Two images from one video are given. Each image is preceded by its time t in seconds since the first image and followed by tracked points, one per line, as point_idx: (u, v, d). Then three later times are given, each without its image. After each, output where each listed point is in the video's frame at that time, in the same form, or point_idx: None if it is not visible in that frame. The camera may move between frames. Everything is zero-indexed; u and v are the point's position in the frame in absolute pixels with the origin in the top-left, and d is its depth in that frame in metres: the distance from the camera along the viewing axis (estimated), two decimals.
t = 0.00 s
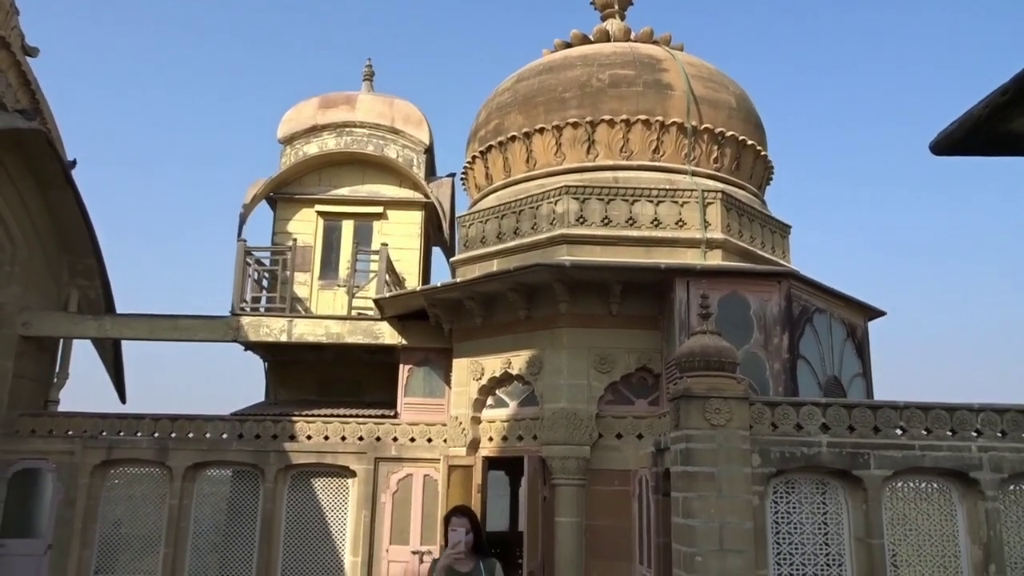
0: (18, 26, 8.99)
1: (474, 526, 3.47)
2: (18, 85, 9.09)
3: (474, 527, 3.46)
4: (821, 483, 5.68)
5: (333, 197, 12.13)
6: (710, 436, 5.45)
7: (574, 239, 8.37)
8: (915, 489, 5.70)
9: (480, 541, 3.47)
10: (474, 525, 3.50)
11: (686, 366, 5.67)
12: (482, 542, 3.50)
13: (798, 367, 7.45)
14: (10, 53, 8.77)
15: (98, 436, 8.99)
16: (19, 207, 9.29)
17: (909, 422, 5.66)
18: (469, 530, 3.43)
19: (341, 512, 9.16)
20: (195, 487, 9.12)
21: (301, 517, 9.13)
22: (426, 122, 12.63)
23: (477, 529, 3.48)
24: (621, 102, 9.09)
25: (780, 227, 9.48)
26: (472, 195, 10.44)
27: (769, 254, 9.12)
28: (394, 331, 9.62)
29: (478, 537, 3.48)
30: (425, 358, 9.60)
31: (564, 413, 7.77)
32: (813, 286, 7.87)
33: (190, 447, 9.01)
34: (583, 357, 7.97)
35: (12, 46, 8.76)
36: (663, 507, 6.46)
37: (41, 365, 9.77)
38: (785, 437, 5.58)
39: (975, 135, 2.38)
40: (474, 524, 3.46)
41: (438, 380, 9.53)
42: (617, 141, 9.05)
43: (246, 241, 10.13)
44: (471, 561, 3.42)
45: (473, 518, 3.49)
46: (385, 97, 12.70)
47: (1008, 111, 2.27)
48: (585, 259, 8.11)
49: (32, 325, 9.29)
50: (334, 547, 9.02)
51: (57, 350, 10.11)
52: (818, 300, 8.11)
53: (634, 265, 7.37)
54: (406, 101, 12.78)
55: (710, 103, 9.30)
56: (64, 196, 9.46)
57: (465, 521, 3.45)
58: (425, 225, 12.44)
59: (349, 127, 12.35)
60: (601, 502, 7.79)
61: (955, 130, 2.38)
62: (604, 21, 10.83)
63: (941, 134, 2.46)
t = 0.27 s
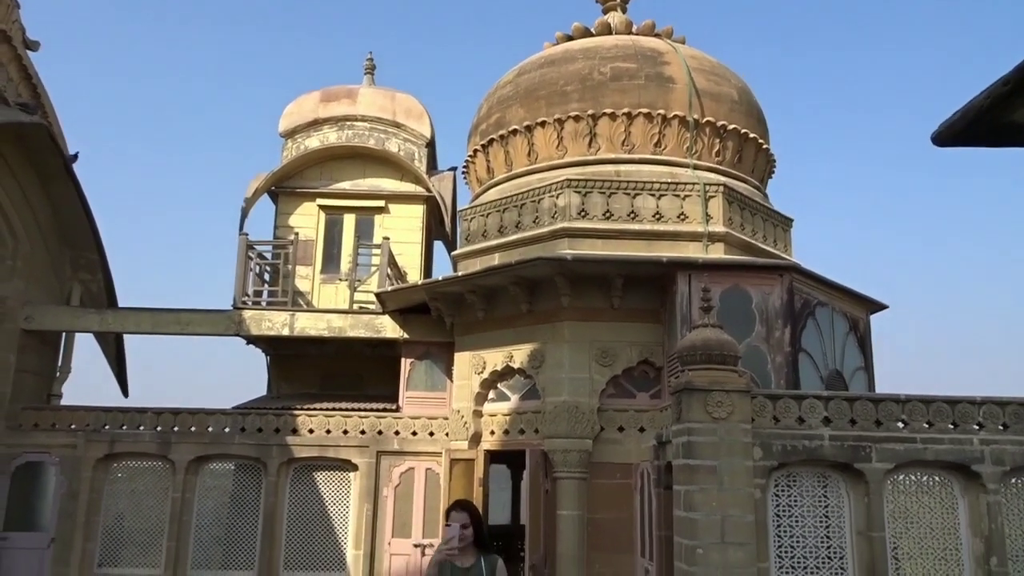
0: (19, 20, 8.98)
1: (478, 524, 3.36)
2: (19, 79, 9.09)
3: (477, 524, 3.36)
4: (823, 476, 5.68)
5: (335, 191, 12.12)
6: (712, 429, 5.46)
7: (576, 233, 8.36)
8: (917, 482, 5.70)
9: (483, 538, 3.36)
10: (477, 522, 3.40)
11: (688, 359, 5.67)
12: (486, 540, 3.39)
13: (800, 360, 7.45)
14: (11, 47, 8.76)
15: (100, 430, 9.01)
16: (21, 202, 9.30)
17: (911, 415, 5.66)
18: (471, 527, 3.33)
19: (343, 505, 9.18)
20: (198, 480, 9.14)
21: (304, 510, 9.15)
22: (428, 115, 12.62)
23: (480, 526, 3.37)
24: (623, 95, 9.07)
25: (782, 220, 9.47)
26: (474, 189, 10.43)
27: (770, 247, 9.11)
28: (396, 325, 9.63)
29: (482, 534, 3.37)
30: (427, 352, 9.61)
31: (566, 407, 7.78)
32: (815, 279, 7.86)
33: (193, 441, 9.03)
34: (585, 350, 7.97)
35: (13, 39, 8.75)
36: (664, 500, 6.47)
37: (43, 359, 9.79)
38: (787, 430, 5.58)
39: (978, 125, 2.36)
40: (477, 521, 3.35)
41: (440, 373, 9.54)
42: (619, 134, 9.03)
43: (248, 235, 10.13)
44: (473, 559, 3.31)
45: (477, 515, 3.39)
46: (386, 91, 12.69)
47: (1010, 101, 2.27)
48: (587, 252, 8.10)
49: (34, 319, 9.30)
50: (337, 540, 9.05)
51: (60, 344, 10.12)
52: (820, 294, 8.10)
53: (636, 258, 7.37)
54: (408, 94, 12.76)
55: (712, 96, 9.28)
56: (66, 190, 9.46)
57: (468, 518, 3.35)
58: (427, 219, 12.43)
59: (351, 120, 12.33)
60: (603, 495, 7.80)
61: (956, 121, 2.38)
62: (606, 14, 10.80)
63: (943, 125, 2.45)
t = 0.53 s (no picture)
0: (20, 13, 8.97)
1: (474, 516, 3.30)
2: (20, 72, 9.09)
3: (474, 516, 3.30)
4: (824, 468, 5.69)
5: (336, 184, 12.12)
6: (713, 421, 5.46)
7: (577, 225, 8.35)
8: (918, 474, 5.71)
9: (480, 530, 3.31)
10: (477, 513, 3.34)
11: (689, 352, 5.67)
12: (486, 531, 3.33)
13: (801, 352, 7.45)
14: (12, 40, 8.75)
15: (103, 423, 9.04)
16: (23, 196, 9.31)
17: (912, 407, 5.67)
18: (466, 520, 3.28)
19: (346, 497, 9.22)
20: (201, 473, 9.18)
21: (307, 503, 9.19)
22: (430, 108, 12.60)
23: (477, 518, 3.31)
24: (624, 87, 9.05)
25: (784, 212, 9.46)
26: (475, 182, 10.42)
27: (772, 239, 9.10)
28: (398, 317, 9.64)
29: (480, 526, 3.32)
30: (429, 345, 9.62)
31: (568, 399, 7.79)
32: (817, 271, 7.86)
33: (196, 433, 9.06)
34: (586, 343, 7.97)
35: (14, 33, 8.74)
36: (666, 492, 6.48)
37: (47, 352, 9.81)
38: (788, 422, 5.59)
39: (977, 116, 2.37)
40: (473, 513, 3.29)
41: (442, 365, 9.55)
42: (620, 127, 9.02)
43: (250, 228, 10.14)
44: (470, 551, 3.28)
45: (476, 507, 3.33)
46: (387, 83, 12.67)
47: (1010, 91, 2.27)
48: (588, 245, 8.10)
49: (37, 313, 9.32)
50: (340, 532, 9.09)
51: (62, 338, 10.15)
52: (822, 286, 8.10)
53: (638, 250, 7.36)
54: (409, 87, 12.74)
55: (714, 88, 9.26)
56: (68, 183, 9.46)
57: (463, 510, 3.29)
58: (429, 212, 12.43)
59: (352, 113, 12.32)
60: (605, 487, 7.82)
61: (957, 111, 2.38)
62: (607, 6, 10.77)
63: (943, 116, 2.46)
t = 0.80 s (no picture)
0: (19, 6, 8.94)
1: (461, 510, 3.15)
2: (19, 65, 9.07)
3: (461, 511, 3.15)
4: (825, 459, 5.70)
5: (337, 177, 12.10)
6: (714, 413, 5.47)
7: (578, 217, 8.34)
8: (919, 465, 5.71)
9: (470, 525, 3.17)
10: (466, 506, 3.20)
11: (690, 343, 5.67)
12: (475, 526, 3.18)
13: (802, 344, 7.45)
14: (11, 33, 8.73)
15: (105, 416, 9.06)
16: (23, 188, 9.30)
17: (913, 398, 5.67)
18: (452, 515, 3.13)
19: (347, 490, 9.24)
20: (203, 465, 9.20)
21: (309, 495, 9.21)
22: (430, 100, 12.57)
23: (465, 513, 3.15)
24: (625, 79, 9.03)
25: (785, 204, 9.44)
26: (476, 174, 10.41)
27: (773, 231, 9.09)
28: (398, 310, 9.64)
29: (469, 521, 3.18)
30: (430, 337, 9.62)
31: (569, 391, 7.79)
32: (818, 263, 7.85)
33: (198, 426, 9.07)
34: (587, 335, 7.97)
35: (13, 25, 8.71)
36: (666, 483, 6.50)
37: (48, 345, 9.83)
38: (789, 414, 5.59)
39: (976, 106, 2.37)
40: (459, 508, 3.14)
41: (443, 358, 9.58)
42: (621, 118, 8.99)
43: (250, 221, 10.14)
44: (458, 548, 3.15)
45: (465, 500, 3.18)
46: (388, 76, 12.64)
47: (1010, 80, 2.26)
48: (589, 237, 8.09)
49: (39, 306, 9.33)
50: (342, 523, 9.12)
51: (64, 331, 10.16)
52: (823, 277, 8.09)
53: (638, 243, 7.35)
54: (409, 79, 12.71)
55: (715, 79, 9.23)
56: (68, 176, 9.46)
57: (450, 504, 3.15)
58: (429, 204, 12.42)
59: (352, 106, 12.30)
60: (606, 479, 7.84)
61: (957, 101, 2.38)
62: None
63: (943, 105, 2.46)
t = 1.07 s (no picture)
0: None
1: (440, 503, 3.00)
2: (18, 58, 9.05)
3: (440, 504, 3.00)
4: (825, 451, 5.70)
5: (337, 169, 12.08)
6: (714, 405, 5.47)
7: (578, 210, 8.33)
8: (919, 456, 5.71)
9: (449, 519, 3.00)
10: (447, 500, 3.04)
11: (690, 335, 5.67)
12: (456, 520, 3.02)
13: (802, 336, 7.45)
14: (10, 25, 8.71)
15: (106, 409, 9.07)
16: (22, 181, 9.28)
17: (913, 390, 5.67)
18: (430, 509, 2.98)
19: (348, 482, 9.26)
20: (204, 458, 9.21)
21: (309, 487, 9.23)
22: (430, 93, 12.56)
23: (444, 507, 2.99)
24: (625, 71, 9.00)
25: (785, 196, 9.43)
26: (476, 166, 10.39)
27: (774, 223, 9.08)
28: (399, 303, 9.63)
29: (449, 515, 3.02)
30: (430, 330, 9.61)
31: (569, 383, 7.79)
32: (818, 255, 7.84)
33: (198, 419, 9.09)
34: (587, 327, 7.97)
35: (12, 18, 8.69)
36: (667, 475, 6.51)
37: (49, 338, 9.83)
38: (789, 406, 5.59)
39: (977, 94, 2.37)
40: (438, 501, 2.98)
41: (444, 350, 9.55)
42: (621, 110, 8.97)
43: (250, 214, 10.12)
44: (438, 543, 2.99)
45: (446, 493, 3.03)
46: (387, 68, 12.61)
47: (1011, 67, 2.26)
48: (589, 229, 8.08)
49: (39, 299, 9.33)
50: (343, 515, 9.16)
51: (64, 324, 10.16)
52: (823, 269, 8.09)
53: (638, 235, 7.35)
54: (409, 71, 12.68)
55: (715, 71, 9.20)
56: (67, 169, 9.44)
57: (429, 497, 3.00)
58: (429, 197, 12.40)
59: (352, 98, 12.28)
60: (606, 471, 7.84)
61: (957, 89, 2.37)
62: None
63: (943, 93, 2.45)
